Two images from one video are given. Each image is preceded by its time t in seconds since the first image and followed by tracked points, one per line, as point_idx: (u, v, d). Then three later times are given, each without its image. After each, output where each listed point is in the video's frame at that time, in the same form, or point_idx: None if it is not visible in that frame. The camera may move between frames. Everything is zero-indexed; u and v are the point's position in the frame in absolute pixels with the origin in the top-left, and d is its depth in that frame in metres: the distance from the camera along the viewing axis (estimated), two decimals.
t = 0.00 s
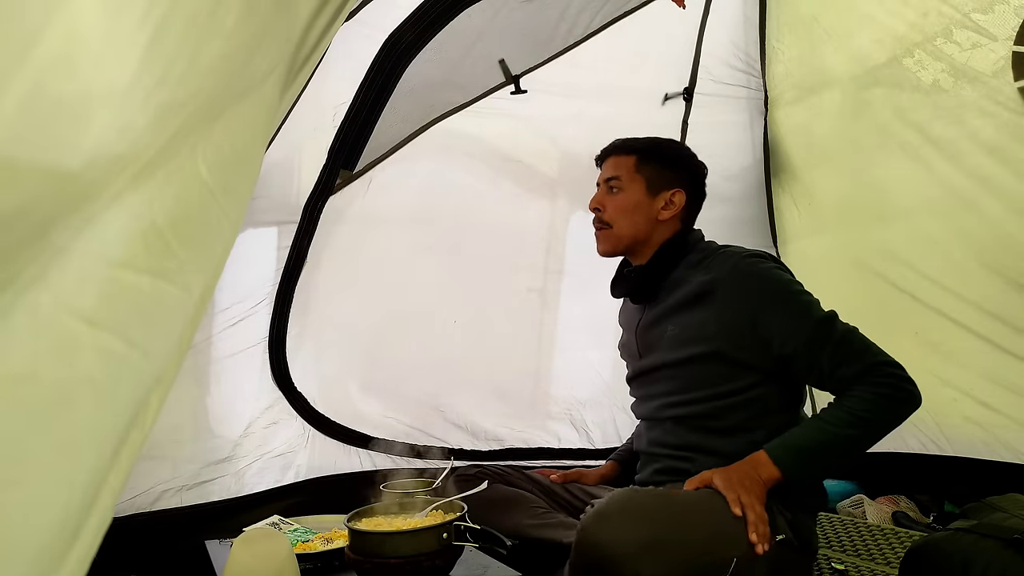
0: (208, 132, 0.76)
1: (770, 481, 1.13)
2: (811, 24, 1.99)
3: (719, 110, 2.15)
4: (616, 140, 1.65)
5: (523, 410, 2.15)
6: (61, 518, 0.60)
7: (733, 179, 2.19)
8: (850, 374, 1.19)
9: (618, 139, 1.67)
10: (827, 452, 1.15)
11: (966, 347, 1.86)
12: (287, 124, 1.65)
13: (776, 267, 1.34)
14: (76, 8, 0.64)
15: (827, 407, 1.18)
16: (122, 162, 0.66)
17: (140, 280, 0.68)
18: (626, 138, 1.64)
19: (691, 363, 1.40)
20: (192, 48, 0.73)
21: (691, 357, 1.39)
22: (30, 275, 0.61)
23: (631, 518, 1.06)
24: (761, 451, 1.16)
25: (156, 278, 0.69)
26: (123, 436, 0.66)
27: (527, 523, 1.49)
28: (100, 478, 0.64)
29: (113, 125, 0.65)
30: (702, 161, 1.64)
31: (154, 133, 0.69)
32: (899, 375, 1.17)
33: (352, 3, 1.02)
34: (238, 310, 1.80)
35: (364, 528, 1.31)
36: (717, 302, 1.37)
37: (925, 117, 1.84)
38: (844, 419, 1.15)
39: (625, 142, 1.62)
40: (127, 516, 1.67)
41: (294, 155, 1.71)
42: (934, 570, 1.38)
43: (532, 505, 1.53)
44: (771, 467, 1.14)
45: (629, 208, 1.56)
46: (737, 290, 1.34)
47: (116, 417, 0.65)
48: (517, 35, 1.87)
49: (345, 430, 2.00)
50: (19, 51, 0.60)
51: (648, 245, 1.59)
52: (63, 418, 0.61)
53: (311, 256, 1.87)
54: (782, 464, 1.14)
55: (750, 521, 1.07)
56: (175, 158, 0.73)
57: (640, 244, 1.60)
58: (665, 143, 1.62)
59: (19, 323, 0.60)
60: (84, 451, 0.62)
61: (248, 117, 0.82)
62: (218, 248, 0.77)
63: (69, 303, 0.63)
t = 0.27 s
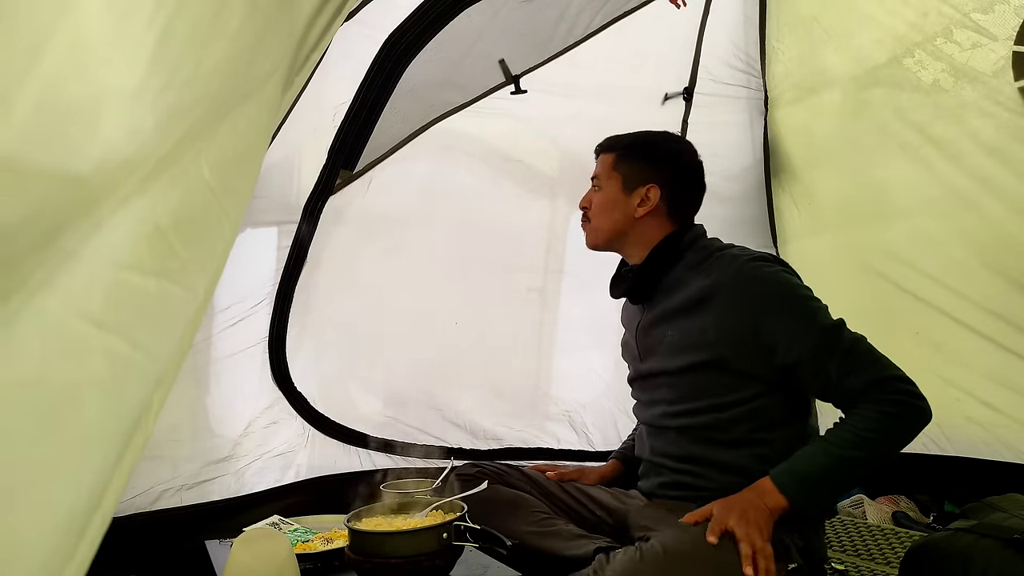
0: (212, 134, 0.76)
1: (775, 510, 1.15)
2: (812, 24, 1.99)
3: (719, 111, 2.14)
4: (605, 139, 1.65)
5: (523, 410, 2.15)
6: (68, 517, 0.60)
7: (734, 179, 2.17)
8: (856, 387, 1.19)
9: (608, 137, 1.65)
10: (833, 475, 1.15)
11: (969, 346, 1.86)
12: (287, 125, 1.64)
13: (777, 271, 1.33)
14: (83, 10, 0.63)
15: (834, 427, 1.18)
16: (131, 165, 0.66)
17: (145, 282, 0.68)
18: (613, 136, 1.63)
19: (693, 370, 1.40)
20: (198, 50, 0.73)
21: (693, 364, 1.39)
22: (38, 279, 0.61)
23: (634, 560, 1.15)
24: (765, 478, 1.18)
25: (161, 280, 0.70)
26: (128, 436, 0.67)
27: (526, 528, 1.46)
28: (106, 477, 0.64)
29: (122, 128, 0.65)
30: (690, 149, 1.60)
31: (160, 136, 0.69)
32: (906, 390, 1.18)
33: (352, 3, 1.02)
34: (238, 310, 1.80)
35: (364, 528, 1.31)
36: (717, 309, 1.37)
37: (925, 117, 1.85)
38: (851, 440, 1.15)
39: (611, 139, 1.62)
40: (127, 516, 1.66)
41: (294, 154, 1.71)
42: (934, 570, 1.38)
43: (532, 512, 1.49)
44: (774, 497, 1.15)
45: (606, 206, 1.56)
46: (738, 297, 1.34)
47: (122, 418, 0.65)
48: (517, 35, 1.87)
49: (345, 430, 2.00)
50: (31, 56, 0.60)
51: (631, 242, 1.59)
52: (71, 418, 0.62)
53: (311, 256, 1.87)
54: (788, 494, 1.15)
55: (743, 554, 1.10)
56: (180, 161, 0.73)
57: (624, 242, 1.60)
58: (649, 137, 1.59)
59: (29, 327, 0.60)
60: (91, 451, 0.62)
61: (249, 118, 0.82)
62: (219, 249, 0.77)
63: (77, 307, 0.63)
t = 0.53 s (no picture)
0: (197, 124, 0.76)
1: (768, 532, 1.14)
2: (811, 24, 1.99)
3: (719, 111, 2.14)
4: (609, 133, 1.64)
5: (523, 410, 2.15)
6: (42, 513, 0.61)
7: (735, 179, 2.17)
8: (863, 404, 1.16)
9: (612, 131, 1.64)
10: (836, 498, 1.13)
11: (968, 346, 1.86)
12: (287, 124, 1.66)
13: (781, 277, 1.30)
14: None
15: (839, 447, 1.16)
16: (101, 151, 0.67)
17: (127, 275, 0.68)
18: (615, 130, 1.62)
19: (699, 376, 1.40)
20: (177, 40, 0.73)
21: (699, 370, 1.39)
22: (10, 265, 0.62)
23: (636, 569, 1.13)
24: (762, 500, 1.17)
25: (144, 273, 0.70)
26: (109, 430, 0.66)
27: (524, 532, 1.47)
28: (85, 471, 0.64)
29: (91, 114, 0.66)
30: (691, 137, 1.55)
31: (134, 123, 0.69)
32: (915, 406, 1.14)
33: (350, 3, 1.02)
34: (238, 310, 1.80)
35: (364, 528, 1.31)
36: (720, 316, 1.35)
37: (925, 117, 1.85)
38: (856, 464, 1.13)
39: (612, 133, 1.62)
40: (127, 517, 1.67)
41: (294, 155, 1.72)
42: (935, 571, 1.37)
43: (530, 513, 1.51)
44: (770, 520, 1.14)
45: (602, 206, 1.59)
46: (741, 304, 1.32)
47: (100, 411, 0.65)
48: (516, 34, 1.87)
49: (345, 430, 2.00)
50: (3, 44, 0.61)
51: (631, 239, 1.60)
52: (45, 411, 0.62)
53: (311, 256, 1.87)
54: (788, 517, 1.14)
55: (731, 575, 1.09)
56: (161, 150, 0.73)
57: (626, 239, 1.61)
58: (649, 129, 1.57)
59: None
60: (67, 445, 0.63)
61: (241, 110, 0.82)
62: (208, 244, 0.76)
63: (52, 295, 0.63)
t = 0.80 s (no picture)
0: (202, 128, 0.77)
1: (792, 529, 1.19)
2: (811, 24, 1.99)
3: (719, 111, 2.14)
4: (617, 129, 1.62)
5: (523, 410, 2.15)
6: (56, 515, 0.63)
7: (734, 179, 2.16)
8: (865, 399, 1.18)
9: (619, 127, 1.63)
10: (838, 495, 1.18)
11: (968, 346, 1.86)
12: (288, 125, 1.66)
13: (783, 273, 1.30)
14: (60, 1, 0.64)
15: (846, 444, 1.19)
16: (111, 157, 0.67)
17: (134, 278, 0.70)
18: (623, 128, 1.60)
19: (702, 374, 1.40)
20: (183, 43, 0.73)
21: (703, 368, 1.39)
22: (19, 272, 0.62)
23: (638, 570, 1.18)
24: (788, 491, 1.22)
25: (150, 276, 0.72)
26: (118, 432, 0.69)
27: (525, 531, 1.46)
28: (94, 473, 0.67)
29: (100, 120, 0.66)
30: (696, 131, 1.52)
31: (142, 128, 0.70)
32: (917, 400, 1.15)
33: (351, 3, 1.02)
34: (238, 310, 1.79)
35: (364, 528, 1.31)
36: (723, 314, 1.35)
37: (925, 117, 1.85)
38: (859, 461, 1.17)
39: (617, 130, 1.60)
40: (127, 516, 1.67)
41: (294, 155, 1.73)
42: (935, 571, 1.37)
43: (530, 513, 1.51)
44: (795, 516, 1.19)
45: (608, 205, 1.60)
46: (743, 301, 1.31)
47: (107, 414, 0.67)
48: (516, 34, 1.87)
49: (344, 430, 2.00)
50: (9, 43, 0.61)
51: (638, 238, 1.60)
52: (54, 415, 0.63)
53: (311, 256, 1.87)
54: (805, 508, 1.19)
55: (758, 565, 1.15)
56: (167, 155, 0.74)
57: (634, 237, 1.61)
58: (657, 126, 1.54)
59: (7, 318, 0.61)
60: (78, 448, 0.65)
61: (245, 112, 0.83)
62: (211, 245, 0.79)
63: (60, 300, 0.65)
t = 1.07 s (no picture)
0: (213, 133, 0.77)
1: (793, 537, 1.19)
2: (811, 24, 1.98)
3: (719, 111, 2.14)
4: (621, 131, 1.62)
5: (523, 410, 2.15)
6: (70, 516, 0.62)
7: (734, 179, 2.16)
8: (869, 409, 1.19)
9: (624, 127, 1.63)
10: (839, 513, 1.18)
11: (968, 347, 1.86)
12: (287, 125, 1.66)
13: (798, 274, 1.31)
14: (76, 11, 0.66)
15: (848, 460, 1.20)
16: (133, 165, 0.68)
17: (146, 281, 0.70)
18: (628, 128, 1.61)
19: (714, 376, 1.39)
20: (195, 48, 0.74)
21: (715, 370, 1.38)
22: (41, 279, 0.63)
23: (643, 566, 1.14)
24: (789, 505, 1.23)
25: (163, 280, 0.71)
26: (132, 434, 0.68)
27: (524, 532, 1.46)
28: (110, 476, 0.66)
29: (124, 129, 0.67)
30: (712, 139, 1.58)
31: (163, 136, 0.70)
32: (927, 412, 1.16)
33: (351, 3, 1.02)
34: (238, 310, 1.80)
35: (364, 528, 1.31)
36: (740, 314, 1.35)
37: (925, 117, 1.85)
38: (861, 478, 1.17)
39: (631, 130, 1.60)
40: (127, 516, 1.66)
41: (294, 155, 1.73)
42: (934, 570, 1.37)
43: (530, 513, 1.51)
44: (798, 525, 1.20)
45: (624, 205, 1.56)
46: (760, 301, 1.32)
47: (124, 415, 0.67)
48: (516, 34, 1.87)
49: (345, 430, 2.00)
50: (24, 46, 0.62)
51: (650, 240, 1.58)
52: (70, 418, 0.63)
53: (311, 256, 1.87)
54: (807, 523, 1.20)
55: (760, 565, 1.15)
56: (180, 160, 0.74)
57: (642, 240, 1.59)
58: (668, 128, 1.57)
59: (31, 322, 0.62)
60: (94, 450, 0.64)
61: (252, 118, 0.82)
62: (222, 248, 0.78)
63: (77, 304, 0.65)
